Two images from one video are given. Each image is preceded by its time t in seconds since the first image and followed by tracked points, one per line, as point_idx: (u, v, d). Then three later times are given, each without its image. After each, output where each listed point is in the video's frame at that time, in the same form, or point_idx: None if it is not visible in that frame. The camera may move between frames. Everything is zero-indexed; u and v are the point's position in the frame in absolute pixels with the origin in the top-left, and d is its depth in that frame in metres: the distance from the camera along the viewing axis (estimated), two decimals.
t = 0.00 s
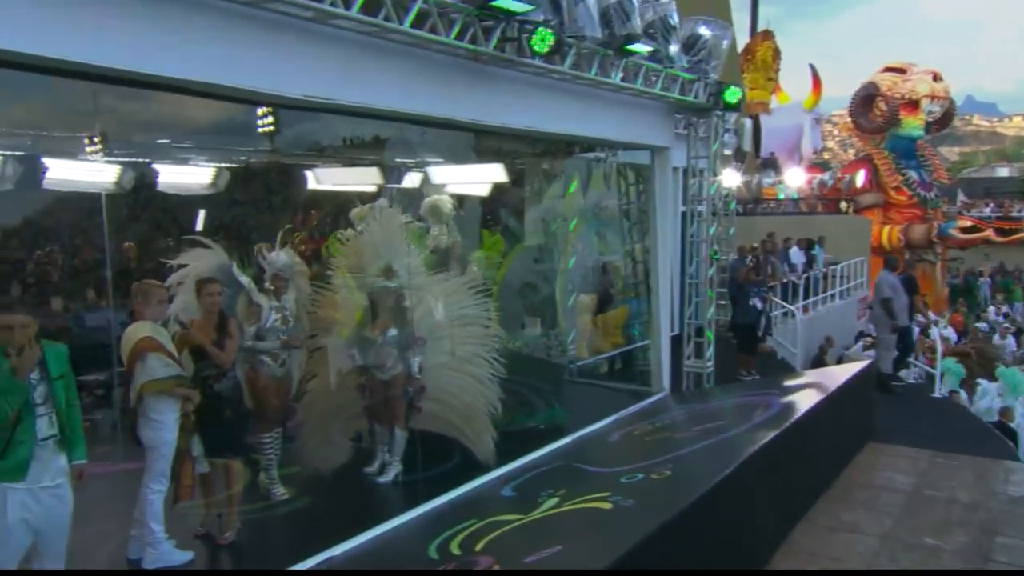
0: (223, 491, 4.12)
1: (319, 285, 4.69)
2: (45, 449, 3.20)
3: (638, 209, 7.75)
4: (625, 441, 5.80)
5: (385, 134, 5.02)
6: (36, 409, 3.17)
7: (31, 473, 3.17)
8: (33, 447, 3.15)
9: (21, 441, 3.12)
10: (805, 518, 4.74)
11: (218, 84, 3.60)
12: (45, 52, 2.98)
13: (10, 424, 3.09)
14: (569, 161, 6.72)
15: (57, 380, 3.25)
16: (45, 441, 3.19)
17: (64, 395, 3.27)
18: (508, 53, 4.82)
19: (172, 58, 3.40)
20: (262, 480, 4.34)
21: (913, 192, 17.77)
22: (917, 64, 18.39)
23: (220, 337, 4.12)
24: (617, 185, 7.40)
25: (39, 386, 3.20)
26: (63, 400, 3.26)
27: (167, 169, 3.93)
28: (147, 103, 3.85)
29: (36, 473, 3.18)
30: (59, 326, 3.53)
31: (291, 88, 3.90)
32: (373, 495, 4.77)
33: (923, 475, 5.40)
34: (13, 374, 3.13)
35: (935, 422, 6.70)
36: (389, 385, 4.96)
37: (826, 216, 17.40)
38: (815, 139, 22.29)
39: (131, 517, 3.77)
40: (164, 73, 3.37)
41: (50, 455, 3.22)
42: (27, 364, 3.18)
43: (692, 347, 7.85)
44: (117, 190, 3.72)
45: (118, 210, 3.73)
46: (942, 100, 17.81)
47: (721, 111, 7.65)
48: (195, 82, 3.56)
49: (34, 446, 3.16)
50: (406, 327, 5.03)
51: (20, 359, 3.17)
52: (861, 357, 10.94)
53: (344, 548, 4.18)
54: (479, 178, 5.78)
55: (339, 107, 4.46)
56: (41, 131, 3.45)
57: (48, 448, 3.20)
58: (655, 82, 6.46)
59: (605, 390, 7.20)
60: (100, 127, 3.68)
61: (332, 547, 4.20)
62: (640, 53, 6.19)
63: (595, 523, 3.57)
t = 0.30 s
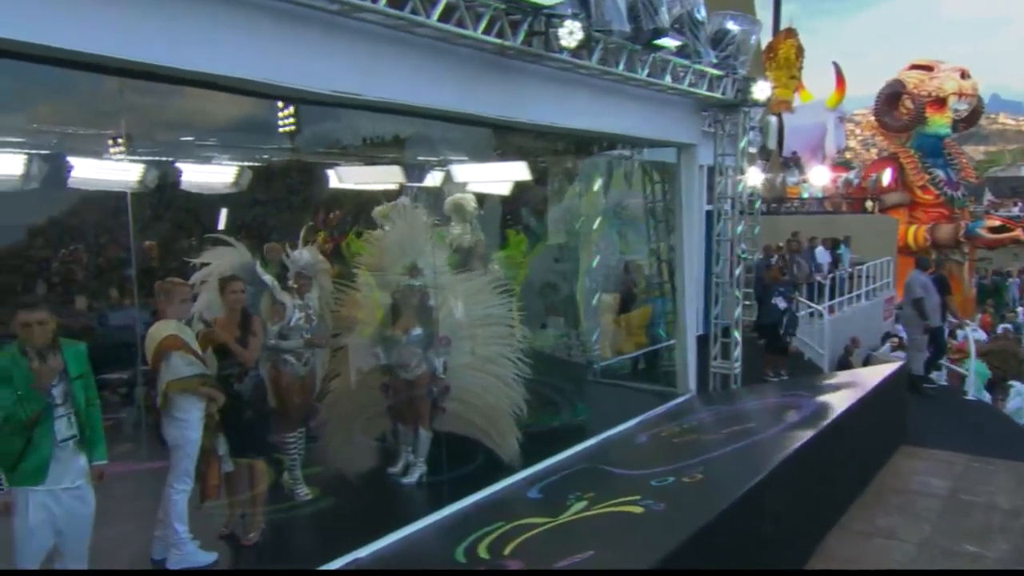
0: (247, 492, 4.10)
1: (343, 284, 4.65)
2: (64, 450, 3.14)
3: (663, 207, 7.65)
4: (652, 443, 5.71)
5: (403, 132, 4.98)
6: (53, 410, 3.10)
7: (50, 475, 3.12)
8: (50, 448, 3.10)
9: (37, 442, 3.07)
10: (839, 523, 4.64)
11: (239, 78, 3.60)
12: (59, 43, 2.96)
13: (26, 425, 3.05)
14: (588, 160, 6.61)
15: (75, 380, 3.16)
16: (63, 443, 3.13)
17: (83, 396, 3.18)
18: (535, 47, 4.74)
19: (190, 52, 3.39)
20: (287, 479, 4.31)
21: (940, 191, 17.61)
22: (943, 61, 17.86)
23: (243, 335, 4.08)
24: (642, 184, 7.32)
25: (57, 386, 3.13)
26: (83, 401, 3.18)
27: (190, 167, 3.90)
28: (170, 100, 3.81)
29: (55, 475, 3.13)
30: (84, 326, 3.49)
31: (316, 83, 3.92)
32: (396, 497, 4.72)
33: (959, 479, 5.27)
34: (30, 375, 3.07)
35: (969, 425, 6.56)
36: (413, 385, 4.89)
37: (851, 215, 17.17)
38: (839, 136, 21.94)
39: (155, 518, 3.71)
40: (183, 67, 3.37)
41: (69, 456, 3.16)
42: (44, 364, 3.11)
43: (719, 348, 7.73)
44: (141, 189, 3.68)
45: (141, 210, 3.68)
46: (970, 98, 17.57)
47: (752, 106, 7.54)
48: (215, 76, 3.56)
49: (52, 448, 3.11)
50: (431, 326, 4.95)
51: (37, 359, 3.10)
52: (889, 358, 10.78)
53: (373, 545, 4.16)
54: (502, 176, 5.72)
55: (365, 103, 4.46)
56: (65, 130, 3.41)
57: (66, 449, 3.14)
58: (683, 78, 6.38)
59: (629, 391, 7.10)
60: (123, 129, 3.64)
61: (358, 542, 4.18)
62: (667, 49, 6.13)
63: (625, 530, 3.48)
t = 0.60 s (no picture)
0: (270, 493, 4.03)
1: (365, 283, 4.62)
2: (84, 450, 3.09)
3: (687, 207, 7.55)
4: (679, 445, 5.60)
5: (424, 130, 4.84)
6: (73, 410, 3.06)
7: (70, 477, 3.07)
8: (70, 449, 3.05)
9: (57, 442, 3.02)
10: (874, 529, 4.51)
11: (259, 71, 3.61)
12: (78, 35, 2.94)
13: (46, 425, 2.99)
14: (609, 159, 6.42)
15: (95, 379, 3.13)
16: (84, 444, 3.08)
17: (102, 395, 3.15)
18: (563, 41, 4.67)
19: (207, 42, 3.38)
20: (311, 480, 4.24)
21: (967, 190, 17.40)
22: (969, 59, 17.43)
23: (266, 334, 4.01)
24: (666, 183, 7.22)
25: (77, 385, 3.09)
26: (102, 400, 3.14)
27: (213, 166, 3.83)
28: (196, 98, 3.75)
29: (76, 476, 3.08)
30: (107, 325, 3.42)
31: (337, 77, 3.95)
32: (420, 498, 4.65)
33: (999, 485, 5.12)
34: (49, 372, 3.02)
35: (1006, 429, 6.40)
36: (437, 385, 4.80)
37: (877, 215, 16.93)
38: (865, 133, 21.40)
39: (178, 518, 3.66)
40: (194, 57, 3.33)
41: (89, 457, 3.11)
42: (63, 362, 3.06)
43: (746, 348, 7.60)
44: (164, 189, 3.63)
45: (162, 210, 3.63)
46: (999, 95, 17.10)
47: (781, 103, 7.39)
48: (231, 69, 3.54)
49: (72, 449, 3.06)
50: (455, 326, 4.85)
51: (56, 357, 3.05)
52: (918, 359, 10.59)
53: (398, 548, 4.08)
54: (527, 174, 5.61)
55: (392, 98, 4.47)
56: (90, 127, 3.38)
57: (87, 450, 3.09)
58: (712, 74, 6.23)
59: (652, 392, 6.99)
60: (147, 129, 3.59)
61: (381, 547, 4.08)
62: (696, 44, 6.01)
63: (655, 537, 3.39)
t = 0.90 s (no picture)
0: (295, 493, 3.95)
1: (387, 282, 4.52)
2: (108, 450, 3.05)
3: (714, 206, 7.44)
4: (706, 448, 5.50)
5: (444, 129, 4.78)
6: (97, 408, 3.02)
7: (95, 476, 3.04)
8: (95, 448, 3.02)
9: (82, 441, 2.99)
10: (910, 535, 4.40)
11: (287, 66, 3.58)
12: (93, 26, 2.91)
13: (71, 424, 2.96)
14: (636, 157, 6.33)
15: (117, 377, 3.10)
16: (108, 443, 3.04)
17: (125, 394, 3.11)
18: (591, 35, 4.65)
19: (227, 36, 3.34)
20: (334, 480, 4.17)
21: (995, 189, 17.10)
22: (997, 55, 17.12)
23: (290, 333, 3.95)
24: (693, 183, 7.11)
25: (100, 383, 3.05)
26: (125, 399, 3.10)
27: (235, 165, 3.76)
28: (218, 96, 3.71)
29: (101, 476, 3.05)
30: (129, 324, 3.36)
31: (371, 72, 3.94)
32: (442, 506, 4.59)
33: None
34: (72, 371, 2.99)
35: None
36: (462, 384, 4.76)
37: (902, 214, 16.68)
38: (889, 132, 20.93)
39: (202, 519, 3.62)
40: (206, 49, 3.27)
41: (113, 456, 3.07)
42: (85, 360, 3.03)
43: (773, 350, 7.48)
44: (187, 188, 3.57)
45: (183, 211, 3.57)
46: None
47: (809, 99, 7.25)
48: (248, 62, 3.48)
49: (97, 448, 3.02)
50: (482, 324, 4.81)
51: (79, 355, 3.02)
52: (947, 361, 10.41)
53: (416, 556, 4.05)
54: (550, 172, 5.52)
55: (422, 95, 4.45)
56: (113, 125, 3.34)
57: (111, 449, 3.06)
58: (741, 68, 6.17)
59: (678, 393, 6.89)
60: (170, 128, 3.54)
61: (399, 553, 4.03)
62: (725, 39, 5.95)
63: (688, 547, 3.32)
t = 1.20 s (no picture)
0: (317, 493, 3.89)
1: (409, 281, 4.44)
2: (132, 449, 3.02)
3: (739, 205, 7.33)
4: (733, 450, 5.40)
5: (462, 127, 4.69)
6: (121, 407, 2.99)
7: (119, 476, 3.00)
8: (119, 447, 2.98)
9: (106, 440, 2.96)
10: (947, 541, 4.29)
11: (303, 58, 3.57)
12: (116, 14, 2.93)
13: (97, 423, 2.93)
14: (661, 155, 6.26)
15: (142, 376, 3.07)
16: (132, 442, 3.01)
17: (149, 393, 3.09)
18: (618, 28, 4.58)
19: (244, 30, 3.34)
20: (356, 481, 4.10)
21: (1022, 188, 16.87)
22: None
23: (314, 332, 3.88)
24: (718, 179, 7.01)
25: (124, 382, 3.03)
26: (148, 399, 3.08)
27: (255, 164, 3.68)
28: (242, 91, 3.67)
29: (125, 476, 3.01)
30: (151, 323, 3.25)
31: (391, 65, 3.90)
32: (465, 510, 4.50)
33: None
34: (97, 369, 2.96)
35: None
36: (486, 384, 4.70)
37: (928, 213, 16.47)
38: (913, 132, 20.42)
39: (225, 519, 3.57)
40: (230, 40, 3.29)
41: (137, 455, 3.04)
42: (110, 359, 3.01)
43: (800, 350, 7.36)
44: (208, 187, 3.49)
45: (206, 209, 3.47)
46: None
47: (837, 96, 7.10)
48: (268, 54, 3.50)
49: (121, 447, 2.99)
50: (506, 323, 4.79)
51: (105, 353, 2.99)
52: (976, 362, 10.24)
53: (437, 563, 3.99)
54: (571, 169, 5.43)
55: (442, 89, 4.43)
56: (134, 123, 3.27)
57: (134, 449, 3.02)
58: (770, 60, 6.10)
59: (702, 394, 6.79)
60: (193, 126, 3.48)
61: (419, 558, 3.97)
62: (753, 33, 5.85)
63: (721, 555, 3.23)
